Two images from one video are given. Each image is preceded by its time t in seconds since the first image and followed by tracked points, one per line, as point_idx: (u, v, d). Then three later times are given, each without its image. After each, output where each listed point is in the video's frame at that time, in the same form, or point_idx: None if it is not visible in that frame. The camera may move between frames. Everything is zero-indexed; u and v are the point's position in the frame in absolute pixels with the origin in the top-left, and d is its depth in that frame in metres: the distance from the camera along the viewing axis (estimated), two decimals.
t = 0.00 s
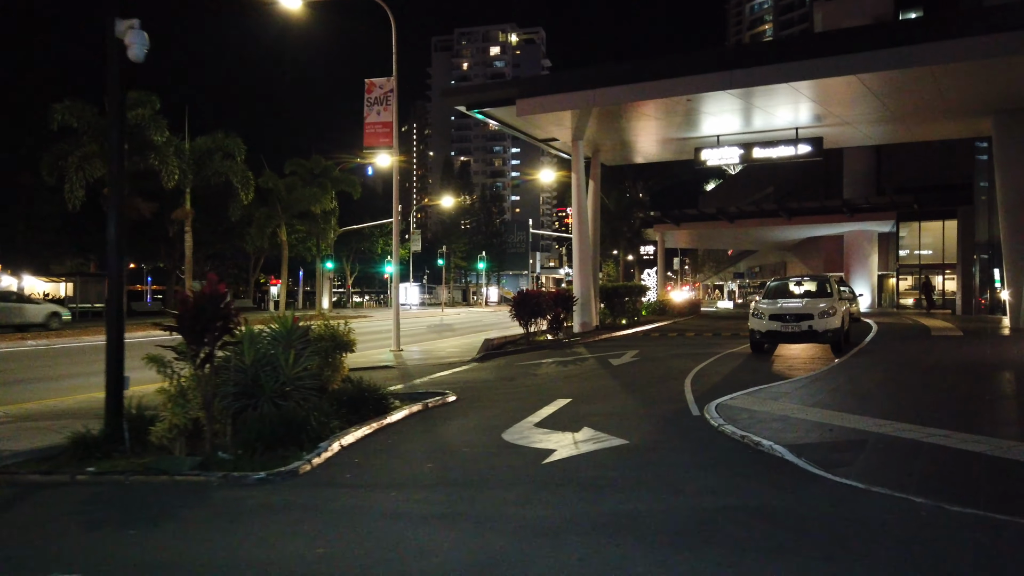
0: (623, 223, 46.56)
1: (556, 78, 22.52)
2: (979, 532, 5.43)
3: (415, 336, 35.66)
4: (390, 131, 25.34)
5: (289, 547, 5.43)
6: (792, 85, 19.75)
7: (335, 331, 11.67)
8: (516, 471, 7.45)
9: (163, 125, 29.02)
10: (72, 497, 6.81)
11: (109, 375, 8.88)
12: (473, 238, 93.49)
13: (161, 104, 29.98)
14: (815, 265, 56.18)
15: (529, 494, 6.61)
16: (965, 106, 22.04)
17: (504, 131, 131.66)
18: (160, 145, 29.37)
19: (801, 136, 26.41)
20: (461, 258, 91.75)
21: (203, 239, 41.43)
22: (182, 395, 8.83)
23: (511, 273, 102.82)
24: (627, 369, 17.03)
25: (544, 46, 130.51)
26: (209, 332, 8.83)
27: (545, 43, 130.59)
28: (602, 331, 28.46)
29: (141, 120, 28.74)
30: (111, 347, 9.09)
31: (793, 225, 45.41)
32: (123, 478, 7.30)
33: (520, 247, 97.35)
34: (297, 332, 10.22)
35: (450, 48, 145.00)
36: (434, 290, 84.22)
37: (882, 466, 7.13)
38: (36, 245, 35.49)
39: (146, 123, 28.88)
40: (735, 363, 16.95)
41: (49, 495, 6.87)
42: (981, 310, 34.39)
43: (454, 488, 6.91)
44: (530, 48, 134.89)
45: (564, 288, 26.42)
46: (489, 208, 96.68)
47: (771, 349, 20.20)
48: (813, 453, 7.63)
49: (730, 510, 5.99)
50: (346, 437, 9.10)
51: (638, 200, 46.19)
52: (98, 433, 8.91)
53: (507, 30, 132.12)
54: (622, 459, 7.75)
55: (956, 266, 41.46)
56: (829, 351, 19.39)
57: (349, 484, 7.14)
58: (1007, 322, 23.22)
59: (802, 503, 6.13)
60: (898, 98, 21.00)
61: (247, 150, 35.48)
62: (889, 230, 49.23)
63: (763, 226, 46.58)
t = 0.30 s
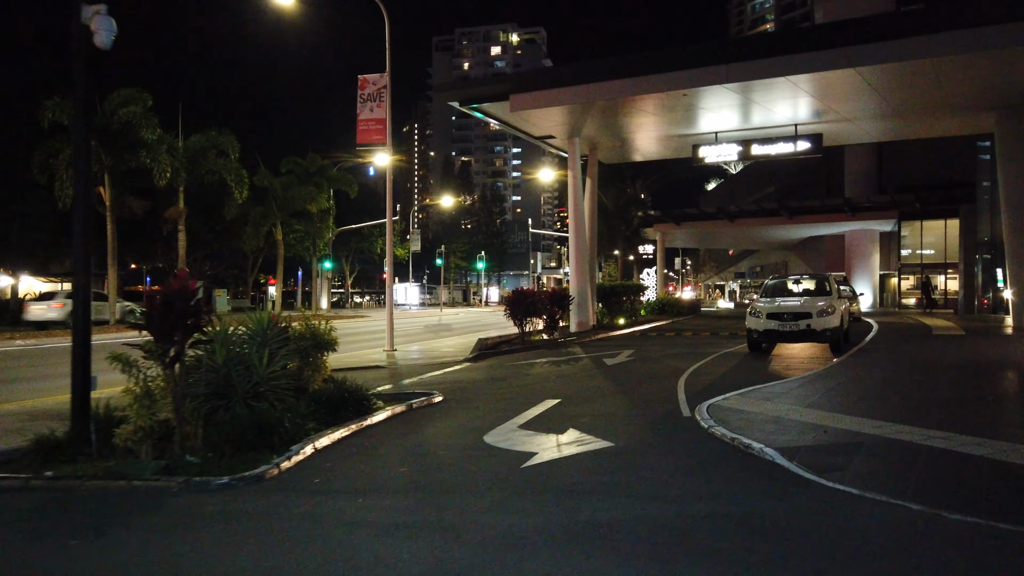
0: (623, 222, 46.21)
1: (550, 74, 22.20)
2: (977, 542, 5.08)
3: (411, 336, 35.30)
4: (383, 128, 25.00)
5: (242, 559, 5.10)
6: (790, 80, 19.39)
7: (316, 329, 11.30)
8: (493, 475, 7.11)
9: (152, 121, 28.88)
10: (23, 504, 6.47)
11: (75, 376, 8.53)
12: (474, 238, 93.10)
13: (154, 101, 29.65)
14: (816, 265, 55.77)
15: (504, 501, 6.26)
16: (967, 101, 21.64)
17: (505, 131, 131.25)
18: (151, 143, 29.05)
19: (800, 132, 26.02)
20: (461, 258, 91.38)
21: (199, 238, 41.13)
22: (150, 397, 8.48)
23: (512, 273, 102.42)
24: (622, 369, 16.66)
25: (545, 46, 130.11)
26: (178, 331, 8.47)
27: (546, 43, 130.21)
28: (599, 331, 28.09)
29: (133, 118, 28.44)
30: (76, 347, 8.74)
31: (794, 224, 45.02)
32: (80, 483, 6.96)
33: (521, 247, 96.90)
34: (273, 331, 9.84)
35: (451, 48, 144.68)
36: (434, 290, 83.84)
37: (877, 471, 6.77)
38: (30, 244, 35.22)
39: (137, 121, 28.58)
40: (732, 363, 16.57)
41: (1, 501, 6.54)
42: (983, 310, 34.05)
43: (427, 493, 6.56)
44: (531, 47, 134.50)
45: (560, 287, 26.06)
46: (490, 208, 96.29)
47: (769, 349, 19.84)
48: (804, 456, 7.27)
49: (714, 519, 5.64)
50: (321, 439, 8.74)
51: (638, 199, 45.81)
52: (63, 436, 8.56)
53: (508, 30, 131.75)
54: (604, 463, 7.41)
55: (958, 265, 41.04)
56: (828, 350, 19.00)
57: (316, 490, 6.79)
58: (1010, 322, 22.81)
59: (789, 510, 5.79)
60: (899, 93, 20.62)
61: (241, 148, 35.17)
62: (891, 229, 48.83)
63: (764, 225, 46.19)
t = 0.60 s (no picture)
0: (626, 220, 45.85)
1: (550, 68, 21.87)
2: (992, 561, 4.67)
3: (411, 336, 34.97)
4: (382, 125, 24.65)
5: None
6: (793, 73, 18.95)
7: (302, 329, 10.94)
8: (475, 483, 6.76)
9: (151, 120, 28.52)
10: None
11: (45, 377, 8.19)
12: (478, 238, 92.76)
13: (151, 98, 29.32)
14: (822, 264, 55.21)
15: (483, 514, 5.89)
16: (975, 95, 21.17)
17: (510, 130, 130.78)
18: (148, 141, 28.75)
19: (805, 129, 25.56)
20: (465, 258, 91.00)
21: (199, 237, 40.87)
22: (122, 399, 8.12)
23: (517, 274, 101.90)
24: (623, 370, 16.29)
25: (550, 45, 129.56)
26: (151, 330, 8.11)
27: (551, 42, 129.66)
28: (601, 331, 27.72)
29: (129, 115, 28.16)
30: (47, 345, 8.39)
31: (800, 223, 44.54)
32: (40, 491, 6.65)
33: (525, 248, 96.43)
34: (255, 331, 9.48)
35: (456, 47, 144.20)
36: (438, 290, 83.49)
37: (883, 479, 6.37)
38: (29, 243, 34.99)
39: (134, 118, 28.30)
40: (735, 363, 16.19)
41: None
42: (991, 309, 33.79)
43: (399, 504, 6.20)
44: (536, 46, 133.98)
45: (561, 287, 25.66)
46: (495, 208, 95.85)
47: (774, 348, 19.41)
48: (804, 463, 6.88)
49: (705, 533, 5.26)
50: (299, 442, 8.38)
51: (641, 198, 45.35)
52: (33, 439, 8.23)
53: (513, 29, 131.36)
54: (593, 470, 7.03)
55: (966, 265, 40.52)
56: (833, 350, 18.58)
57: (287, 499, 6.43)
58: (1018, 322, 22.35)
59: (789, 523, 5.41)
60: (907, 87, 20.15)
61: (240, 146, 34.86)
62: (898, 228, 48.28)
63: (769, 224, 45.71)
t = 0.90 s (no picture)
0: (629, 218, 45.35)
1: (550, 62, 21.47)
2: None
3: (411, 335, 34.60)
4: (380, 121, 24.26)
5: None
6: (798, 65, 18.50)
7: (286, 327, 10.57)
8: (455, 489, 6.38)
9: (147, 116, 28.18)
10: None
11: (11, 375, 7.85)
12: (482, 237, 92.27)
13: (147, 94, 28.97)
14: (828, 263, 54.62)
15: (458, 524, 5.50)
16: (985, 89, 20.69)
17: (515, 129, 130.25)
18: (145, 137, 28.43)
19: (810, 124, 25.09)
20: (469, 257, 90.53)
21: (198, 235, 40.60)
22: (89, 399, 7.76)
23: (521, 273, 101.42)
24: (622, 370, 15.85)
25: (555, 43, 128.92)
26: (120, 328, 7.75)
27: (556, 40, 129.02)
28: (602, 330, 27.30)
29: (125, 111, 27.85)
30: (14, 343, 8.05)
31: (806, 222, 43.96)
32: None
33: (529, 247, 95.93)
34: (233, 329, 9.10)
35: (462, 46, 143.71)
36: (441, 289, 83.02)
37: (887, 487, 5.96)
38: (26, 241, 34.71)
39: (130, 114, 27.98)
40: (737, 363, 15.73)
41: None
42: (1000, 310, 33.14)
43: (370, 514, 5.82)
44: (541, 45, 133.40)
45: (561, 285, 25.25)
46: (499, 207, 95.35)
47: (777, 348, 18.96)
48: (804, 470, 6.46)
49: (692, 547, 4.88)
50: (276, 445, 8.00)
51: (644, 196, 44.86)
52: None
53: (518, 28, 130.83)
54: (580, 476, 6.63)
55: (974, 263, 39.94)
56: (839, 350, 18.10)
57: (251, 508, 6.06)
58: None
59: (785, 537, 5.00)
60: (914, 80, 19.67)
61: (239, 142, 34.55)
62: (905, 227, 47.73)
63: (775, 222, 45.15)
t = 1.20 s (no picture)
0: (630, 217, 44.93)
1: (546, 57, 21.10)
2: None
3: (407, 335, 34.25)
4: (374, 117, 23.90)
5: None
6: (797, 58, 18.09)
7: (264, 325, 10.23)
8: (425, 494, 6.04)
9: (141, 113, 27.79)
10: None
11: None
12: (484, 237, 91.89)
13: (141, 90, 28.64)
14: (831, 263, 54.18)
15: (421, 533, 5.15)
16: (989, 83, 20.28)
17: (518, 129, 129.90)
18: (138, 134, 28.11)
19: (811, 120, 24.68)
20: (471, 257, 90.17)
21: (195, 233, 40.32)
22: (47, 400, 7.43)
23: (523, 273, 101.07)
24: (617, 369, 15.47)
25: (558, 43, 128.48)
26: (79, 325, 7.41)
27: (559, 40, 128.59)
28: (599, 329, 26.91)
29: (118, 108, 27.56)
30: None
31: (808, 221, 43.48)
32: None
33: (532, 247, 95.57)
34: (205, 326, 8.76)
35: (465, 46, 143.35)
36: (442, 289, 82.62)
37: (881, 494, 5.58)
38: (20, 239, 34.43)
39: (123, 111, 27.67)
40: (735, 363, 15.34)
41: None
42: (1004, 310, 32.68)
43: (330, 521, 5.47)
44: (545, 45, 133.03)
45: (557, 284, 24.86)
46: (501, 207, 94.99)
47: (776, 348, 18.57)
48: (793, 475, 6.10)
49: (665, 559, 4.53)
50: (243, 447, 7.65)
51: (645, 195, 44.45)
52: None
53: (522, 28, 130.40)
54: (556, 481, 6.28)
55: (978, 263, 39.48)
56: (839, 350, 17.70)
57: (205, 515, 5.72)
58: None
59: (767, 549, 4.64)
60: (917, 74, 19.27)
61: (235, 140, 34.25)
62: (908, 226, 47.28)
63: (777, 221, 44.70)
